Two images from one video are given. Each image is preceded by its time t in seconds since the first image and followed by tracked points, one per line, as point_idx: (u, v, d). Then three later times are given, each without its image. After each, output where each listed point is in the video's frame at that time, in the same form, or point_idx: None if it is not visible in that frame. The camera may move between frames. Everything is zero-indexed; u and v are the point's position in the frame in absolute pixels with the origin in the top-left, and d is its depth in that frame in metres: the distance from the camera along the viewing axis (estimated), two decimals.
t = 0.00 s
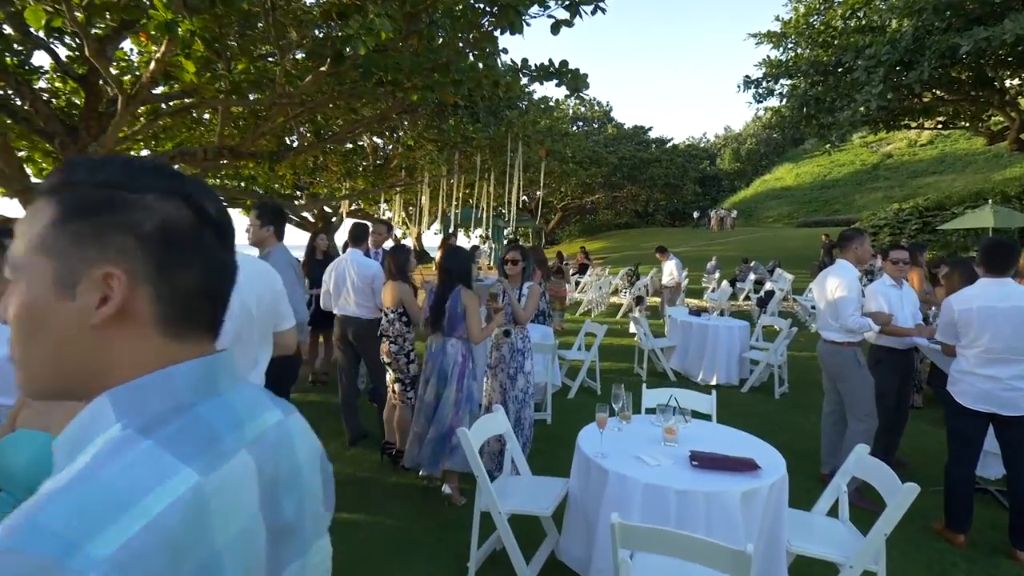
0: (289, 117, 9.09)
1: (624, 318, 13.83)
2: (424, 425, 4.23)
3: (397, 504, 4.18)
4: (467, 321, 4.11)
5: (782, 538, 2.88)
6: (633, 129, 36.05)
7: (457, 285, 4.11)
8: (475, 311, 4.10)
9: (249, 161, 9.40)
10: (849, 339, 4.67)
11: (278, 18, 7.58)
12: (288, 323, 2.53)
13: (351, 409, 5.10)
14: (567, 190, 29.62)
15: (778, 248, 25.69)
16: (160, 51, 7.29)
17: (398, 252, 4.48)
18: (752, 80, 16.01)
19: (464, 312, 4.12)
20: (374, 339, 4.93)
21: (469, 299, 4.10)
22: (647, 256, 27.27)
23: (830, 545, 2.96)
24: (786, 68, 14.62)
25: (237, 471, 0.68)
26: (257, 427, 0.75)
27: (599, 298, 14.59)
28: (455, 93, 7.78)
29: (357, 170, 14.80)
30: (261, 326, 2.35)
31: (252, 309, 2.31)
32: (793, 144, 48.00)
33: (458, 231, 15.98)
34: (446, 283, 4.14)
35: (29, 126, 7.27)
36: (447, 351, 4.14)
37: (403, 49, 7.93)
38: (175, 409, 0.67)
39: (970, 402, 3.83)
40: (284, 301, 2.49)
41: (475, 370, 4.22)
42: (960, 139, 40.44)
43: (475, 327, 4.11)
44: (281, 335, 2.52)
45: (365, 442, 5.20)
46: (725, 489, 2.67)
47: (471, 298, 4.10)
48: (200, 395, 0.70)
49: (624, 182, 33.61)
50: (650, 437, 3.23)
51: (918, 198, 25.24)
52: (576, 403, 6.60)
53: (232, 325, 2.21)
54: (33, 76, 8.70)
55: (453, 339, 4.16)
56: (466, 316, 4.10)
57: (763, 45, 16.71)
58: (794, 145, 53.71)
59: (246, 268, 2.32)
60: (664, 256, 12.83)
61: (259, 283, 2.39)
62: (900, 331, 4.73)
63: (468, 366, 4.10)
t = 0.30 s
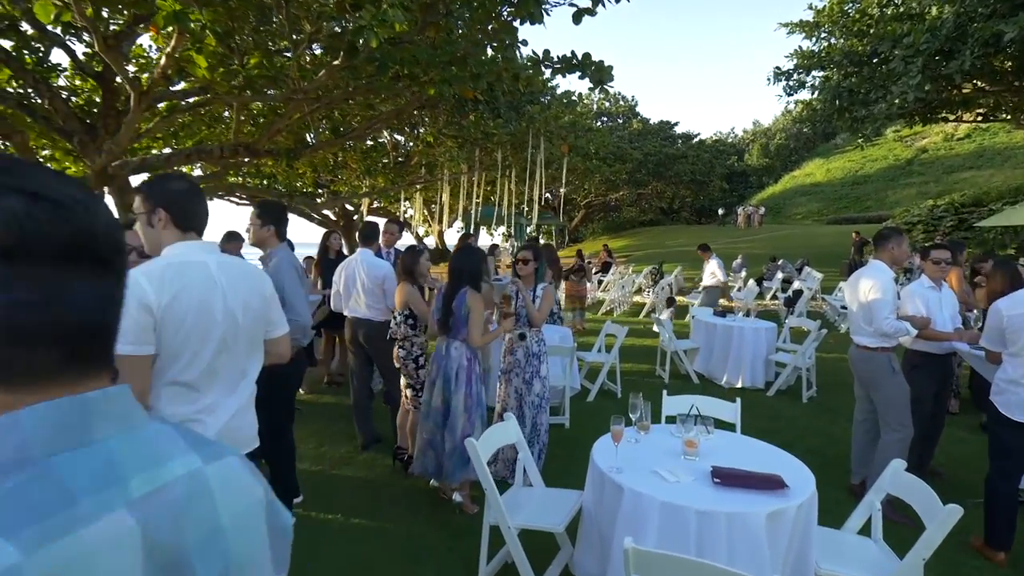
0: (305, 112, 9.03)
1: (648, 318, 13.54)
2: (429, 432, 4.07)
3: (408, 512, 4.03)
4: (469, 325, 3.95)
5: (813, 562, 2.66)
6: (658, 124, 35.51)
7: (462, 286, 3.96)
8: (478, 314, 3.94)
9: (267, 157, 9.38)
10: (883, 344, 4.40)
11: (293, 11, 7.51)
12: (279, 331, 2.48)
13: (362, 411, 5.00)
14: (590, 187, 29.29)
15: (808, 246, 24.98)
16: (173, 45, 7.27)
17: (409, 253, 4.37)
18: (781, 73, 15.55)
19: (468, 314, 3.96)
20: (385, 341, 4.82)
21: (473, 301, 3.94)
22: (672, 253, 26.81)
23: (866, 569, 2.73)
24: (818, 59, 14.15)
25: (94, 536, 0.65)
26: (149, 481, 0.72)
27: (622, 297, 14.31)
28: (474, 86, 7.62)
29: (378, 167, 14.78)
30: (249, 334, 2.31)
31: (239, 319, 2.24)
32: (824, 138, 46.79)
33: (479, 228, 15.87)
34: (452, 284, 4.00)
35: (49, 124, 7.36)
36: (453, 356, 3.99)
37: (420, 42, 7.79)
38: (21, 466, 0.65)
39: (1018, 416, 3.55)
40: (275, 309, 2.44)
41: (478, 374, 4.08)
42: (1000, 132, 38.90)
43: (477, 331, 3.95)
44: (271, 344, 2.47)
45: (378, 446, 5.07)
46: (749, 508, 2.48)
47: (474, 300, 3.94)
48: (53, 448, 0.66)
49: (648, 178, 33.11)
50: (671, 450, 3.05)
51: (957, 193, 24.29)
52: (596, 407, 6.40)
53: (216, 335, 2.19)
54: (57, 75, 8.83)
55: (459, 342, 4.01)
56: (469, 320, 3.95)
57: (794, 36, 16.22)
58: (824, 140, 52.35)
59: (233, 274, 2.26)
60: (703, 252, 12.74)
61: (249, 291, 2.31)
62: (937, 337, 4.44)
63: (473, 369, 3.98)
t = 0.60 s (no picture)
0: (325, 110, 8.96)
1: (674, 319, 13.18)
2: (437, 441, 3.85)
3: (417, 521, 3.84)
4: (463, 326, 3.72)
5: None
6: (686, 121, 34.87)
7: (462, 285, 3.76)
8: (474, 315, 3.70)
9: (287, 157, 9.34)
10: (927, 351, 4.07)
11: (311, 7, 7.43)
12: (270, 334, 2.35)
13: (373, 415, 4.84)
14: (616, 185, 28.87)
15: (841, 245, 24.17)
16: (193, 45, 7.26)
17: (422, 254, 4.24)
18: (813, 66, 15.00)
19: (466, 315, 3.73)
20: (397, 343, 4.67)
21: (468, 300, 3.71)
22: (700, 253, 26.25)
23: None
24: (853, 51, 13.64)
25: None
26: None
27: (647, 298, 13.96)
28: (493, 81, 7.43)
29: (401, 167, 14.73)
30: (235, 338, 2.18)
31: (222, 320, 2.11)
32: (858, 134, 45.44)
33: (502, 229, 15.68)
34: (455, 283, 3.82)
35: (79, 126, 7.44)
36: (459, 360, 3.78)
37: (440, 38, 7.66)
38: None
39: None
40: (265, 310, 2.30)
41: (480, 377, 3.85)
42: None
43: (470, 333, 3.70)
44: (262, 347, 2.34)
45: (390, 450, 4.91)
46: (782, 535, 2.22)
47: (471, 299, 3.71)
48: None
49: (675, 177, 32.52)
50: (693, 466, 2.81)
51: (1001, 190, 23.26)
52: (618, 412, 6.14)
53: (198, 337, 2.07)
54: (87, 77, 8.95)
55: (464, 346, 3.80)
56: (462, 320, 3.72)
57: (827, 27, 15.66)
58: (858, 136, 50.89)
59: (218, 273, 2.13)
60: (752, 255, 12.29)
61: (236, 291, 2.17)
62: (989, 343, 4.08)
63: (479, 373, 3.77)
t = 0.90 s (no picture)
0: (348, 115, 8.92)
1: (704, 324, 12.78)
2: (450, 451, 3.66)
3: (430, 536, 3.64)
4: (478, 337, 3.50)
5: None
6: (716, 121, 34.15)
7: (479, 293, 3.52)
8: (489, 325, 3.47)
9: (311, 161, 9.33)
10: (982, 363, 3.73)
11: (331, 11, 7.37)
12: (266, 341, 2.12)
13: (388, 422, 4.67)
14: (644, 187, 28.38)
15: (880, 247, 23.30)
16: (217, 51, 7.25)
17: (440, 254, 4.06)
18: (848, 61, 14.42)
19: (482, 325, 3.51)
20: (412, 349, 4.50)
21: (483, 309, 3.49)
22: (731, 255, 25.60)
23: None
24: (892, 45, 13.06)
25: None
26: None
27: (676, 301, 13.58)
28: (514, 82, 7.25)
29: (424, 170, 14.67)
30: (226, 345, 1.95)
31: (210, 326, 1.89)
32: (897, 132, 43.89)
33: (527, 232, 15.47)
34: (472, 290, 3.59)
35: (114, 134, 7.52)
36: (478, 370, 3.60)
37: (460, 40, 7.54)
38: None
39: None
40: (258, 316, 2.07)
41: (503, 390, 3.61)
42: None
43: (484, 345, 3.48)
44: (256, 354, 2.11)
45: (404, 458, 4.73)
46: None
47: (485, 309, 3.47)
48: None
49: (705, 178, 31.86)
50: (722, 488, 2.57)
51: None
52: (643, 422, 5.86)
53: (184, 343, 1.84)
54: (123, 88, 9.09)
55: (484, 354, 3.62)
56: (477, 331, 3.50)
57: (864, 21, 15.06)
58: (897, 134, 49.18)
59: (208, 276, 1.91)
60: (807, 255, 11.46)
61: (227, 295, 1.95)
62: None
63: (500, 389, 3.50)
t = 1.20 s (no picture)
0: (372, 120, 8.86)
1: (737, 330, 12.37)
2: (467, 463, 3.54)
3: (445, 554, 3.48)
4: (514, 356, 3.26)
5: None
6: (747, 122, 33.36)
7: (515, 306, 3.26)
8: (526, 342, 3.22)
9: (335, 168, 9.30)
10: None
11: (353, 16, 7.32)
12: (260, 351, 1.93)
13: (405, 432, 4.53)
14: (673, 189, 27.83)
15: (923, 249, 22.35)
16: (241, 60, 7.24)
17: (463, 260, 3.90)
18: (887, 57, 13.82)
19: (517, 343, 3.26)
20: (430, 357, 4.35)
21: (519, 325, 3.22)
22: (764, 259, 24.91)
23: None
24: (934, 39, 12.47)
25: None
26: None
27: (707, 306, 13.20)
28: (537, 84, 7.07)
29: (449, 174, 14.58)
30: (215, 355, 1.76)
31: (198, 335, 1.71)
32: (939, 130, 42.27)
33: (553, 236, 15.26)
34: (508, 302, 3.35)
35: (148, 142, 7.57)
36: (504, 387, 3.41)
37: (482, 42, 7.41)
38: None
39: None
40: (252, 324, 1.89)
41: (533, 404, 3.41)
42: None
43: (521, 365, 3.24)
44: (250, 365, 1.92)
45: (422, 470, 4.58)
46: None
47: (522, 326, 3.20)
48: None
49: (737, 180, 31.12)
50: (759, 515, 2.35)
51: None
52: (672, 434, 5.60)
53: (168, 354, 1.66)
54: (158, 98, 9.19)
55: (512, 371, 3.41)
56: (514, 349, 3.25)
57: (903, 15, 14.44)
58: (938, 132, 47.37)
59: (197, 282, 1.74)
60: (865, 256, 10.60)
61: (218, 303, 1.77)
62: None
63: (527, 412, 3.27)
